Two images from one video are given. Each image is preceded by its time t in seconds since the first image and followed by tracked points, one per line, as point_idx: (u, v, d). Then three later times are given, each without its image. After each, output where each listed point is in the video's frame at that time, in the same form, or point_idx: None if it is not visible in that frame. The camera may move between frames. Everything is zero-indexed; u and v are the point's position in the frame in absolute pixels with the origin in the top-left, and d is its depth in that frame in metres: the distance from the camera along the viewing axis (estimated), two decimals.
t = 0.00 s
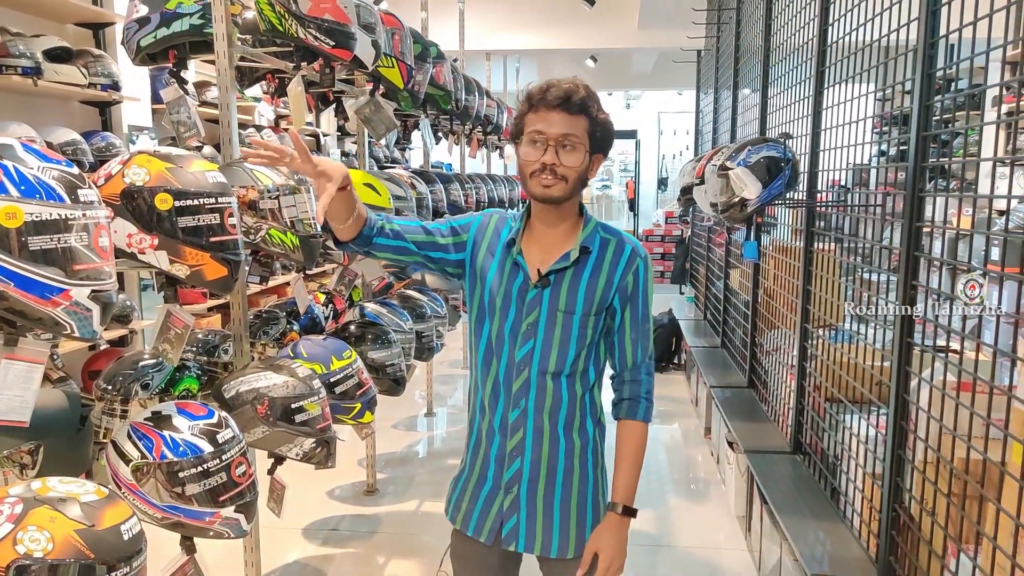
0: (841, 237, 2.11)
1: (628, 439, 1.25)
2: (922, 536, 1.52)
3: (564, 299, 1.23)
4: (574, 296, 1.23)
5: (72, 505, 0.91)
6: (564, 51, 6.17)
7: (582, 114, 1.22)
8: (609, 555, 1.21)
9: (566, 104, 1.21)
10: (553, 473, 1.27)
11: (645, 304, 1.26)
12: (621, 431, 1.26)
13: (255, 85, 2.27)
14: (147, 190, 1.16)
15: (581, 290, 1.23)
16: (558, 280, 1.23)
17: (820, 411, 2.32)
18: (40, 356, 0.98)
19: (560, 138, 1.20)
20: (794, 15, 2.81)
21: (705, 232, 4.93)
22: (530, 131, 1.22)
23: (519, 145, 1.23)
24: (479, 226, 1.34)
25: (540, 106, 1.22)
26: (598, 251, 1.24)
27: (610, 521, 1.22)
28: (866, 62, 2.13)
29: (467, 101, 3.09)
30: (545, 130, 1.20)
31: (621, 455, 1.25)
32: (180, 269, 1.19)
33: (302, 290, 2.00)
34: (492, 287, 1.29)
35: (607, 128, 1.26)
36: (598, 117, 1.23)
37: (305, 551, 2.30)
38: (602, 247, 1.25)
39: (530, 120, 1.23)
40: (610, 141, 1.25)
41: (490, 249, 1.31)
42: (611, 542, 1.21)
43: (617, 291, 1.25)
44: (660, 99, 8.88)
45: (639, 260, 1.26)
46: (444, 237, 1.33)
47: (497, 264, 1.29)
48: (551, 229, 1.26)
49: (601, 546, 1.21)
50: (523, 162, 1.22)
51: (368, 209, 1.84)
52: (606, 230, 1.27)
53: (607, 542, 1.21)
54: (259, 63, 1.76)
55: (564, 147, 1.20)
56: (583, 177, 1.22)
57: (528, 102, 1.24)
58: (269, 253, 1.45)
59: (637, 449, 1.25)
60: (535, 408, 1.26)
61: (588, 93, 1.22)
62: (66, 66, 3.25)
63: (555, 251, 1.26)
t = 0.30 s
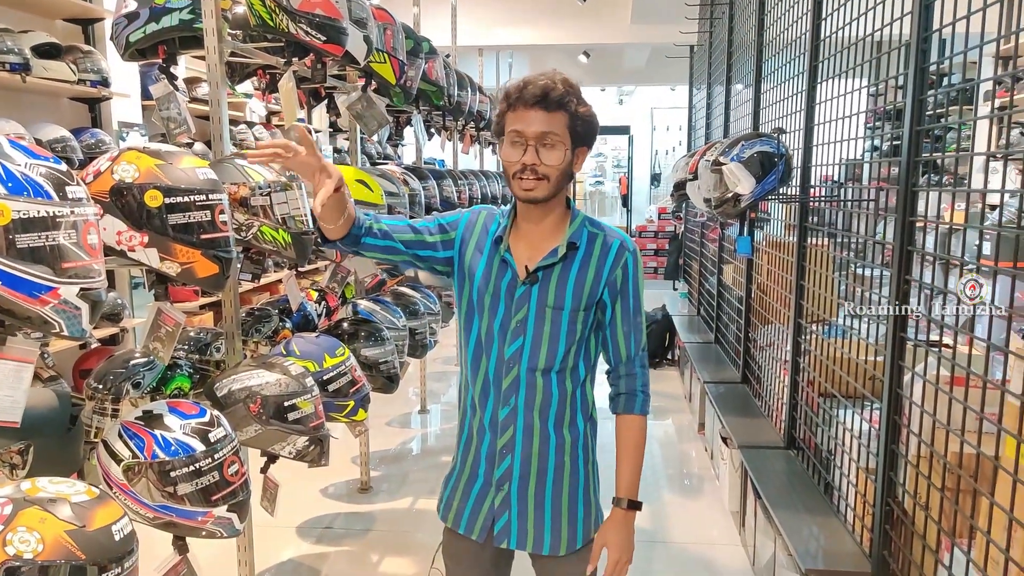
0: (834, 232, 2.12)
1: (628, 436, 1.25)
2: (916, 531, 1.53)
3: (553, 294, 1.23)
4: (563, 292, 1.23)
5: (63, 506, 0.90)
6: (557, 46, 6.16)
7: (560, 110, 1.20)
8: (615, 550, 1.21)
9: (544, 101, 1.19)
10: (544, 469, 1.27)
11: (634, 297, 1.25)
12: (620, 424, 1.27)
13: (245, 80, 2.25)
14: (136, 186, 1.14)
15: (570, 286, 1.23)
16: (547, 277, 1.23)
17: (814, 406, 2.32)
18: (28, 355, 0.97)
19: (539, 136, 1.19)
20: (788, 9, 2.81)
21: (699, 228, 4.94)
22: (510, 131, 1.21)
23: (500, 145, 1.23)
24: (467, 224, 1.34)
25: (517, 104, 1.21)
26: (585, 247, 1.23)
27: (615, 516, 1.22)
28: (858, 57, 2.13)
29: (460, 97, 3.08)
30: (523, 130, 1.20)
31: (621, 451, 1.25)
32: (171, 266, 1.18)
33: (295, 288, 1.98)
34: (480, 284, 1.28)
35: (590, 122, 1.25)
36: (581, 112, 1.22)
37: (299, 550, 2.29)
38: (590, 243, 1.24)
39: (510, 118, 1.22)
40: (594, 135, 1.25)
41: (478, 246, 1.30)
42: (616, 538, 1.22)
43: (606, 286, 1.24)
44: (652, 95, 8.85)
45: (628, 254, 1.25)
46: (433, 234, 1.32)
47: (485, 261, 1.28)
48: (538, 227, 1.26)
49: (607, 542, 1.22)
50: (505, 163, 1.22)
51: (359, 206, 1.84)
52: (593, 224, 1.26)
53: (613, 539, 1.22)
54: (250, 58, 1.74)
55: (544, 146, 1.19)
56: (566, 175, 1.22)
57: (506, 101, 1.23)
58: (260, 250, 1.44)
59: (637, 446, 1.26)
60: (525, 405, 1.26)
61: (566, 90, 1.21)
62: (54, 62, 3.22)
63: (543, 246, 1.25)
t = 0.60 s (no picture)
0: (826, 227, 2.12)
1: (621, 435, 1.26)
2: (908, 525, 1.53)
3: (545, 292, 1.23)
4: (555, 290, 1.22)
5: (51, 507, 0.89)
6: (548, 42, 6.14)
7: (550, 101, 1.20)
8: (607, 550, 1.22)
9: (534, 94, 1.19)
10: (535, 467, 1.26)
11: (629, 296, 1.24)
12: (614, 426, 1.26)
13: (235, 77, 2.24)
14: (125, 184, 1.13)
15: (563, 284, 1.22)
16: (540, 274, 1.23)
17: (807, 401, 2.33)
18: (15, 355, 0.96)
19: (535, 128, 1.18)
20: (779, 5, 2.81)
21: (691, 223, 4.94)
22: (503, 129, 1.20)
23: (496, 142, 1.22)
24: (464, 220, 1.33)
25: (508, 100, 1.21)
26: (580, 245, 1.23)
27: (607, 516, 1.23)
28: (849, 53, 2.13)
29: (451, 93, 3.07)
30: (515, 124, 1.19)
31: (614, 450, 1.26)
32: (161, 264, 1.17)
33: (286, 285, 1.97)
34: (475, 280, 1.28)
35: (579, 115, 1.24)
36: (572, 105, 1.22)
37: (292, 548, 2.28)
38: (586, 241, 1.23)
39: (499, 118, 1.21)
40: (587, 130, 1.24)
41: (474, 240, 1.30)
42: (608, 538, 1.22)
43: (600, 284, 1.23)
44: (644, 90, 8.91)
45: (623, 252, 1.24)
46: (429, 231, 1.32)
47: (480, 257, 1.28)
48: (535, 224, 1.26)
49: (598, 541, 1.23)
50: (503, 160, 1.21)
51: (351, 202, 1.83)
52: (589, 222, 1.26)
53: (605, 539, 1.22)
54: (239, 54, 1.73)
55: (541, 137, 1.18)
56: (565, 165, 1.21)
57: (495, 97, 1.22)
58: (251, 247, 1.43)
59: (630, 445, 1.26)
60: (516, 402, 1.26)
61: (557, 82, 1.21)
62: (42, 58, 3.19)
63: (537, 243, 1.25)
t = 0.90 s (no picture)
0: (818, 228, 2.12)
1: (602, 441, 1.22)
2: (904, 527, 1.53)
3: (542, 296, 1.22)
4: (552, 294, 1.22)
5: (42, 510, 0.88)
6: (542, 42, 6.14)
7: (557, 100, 1.20)
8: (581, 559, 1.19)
9: (541, 91, 1.19)
10: (531, 473, 1.26)
11: (623, 299, 1.24)
12: (598, 432, 1.24)
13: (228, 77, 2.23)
14: (117, 185, 1.12)
15: (559, 287, 1.22)
16: (537, 278, 1.22)
17: (800, 402, 2.33)
18: (6, 357, 0.95)
19: (538, 123, 1.18)
20: (772, 7, 2.82)
21: (684, 224, 4.95)
22: (508, 119, 1.20)
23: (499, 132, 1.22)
24: (463, 228, 1.34)
25: (518, 92, 1.21)
26: (577, 248, 1.23)
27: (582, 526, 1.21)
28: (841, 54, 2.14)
29: (445, 93, 3.06)
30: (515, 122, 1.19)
31: (598, 457, 1.23)
32: (152, 265, 1.16)
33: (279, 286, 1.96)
34: (474, 283, 1.29)
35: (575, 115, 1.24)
36: (573, 104, 1.21)
37: (285, 550, 2.27)
38: (582, 244, 1.23)
39: (508, 107, 1.21)
40: (584, 130, 1.24)
41: (476, 243, 1.31)
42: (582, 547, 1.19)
43: (596, 288, 1.23)
44: (637, 91, 8.86)
45: (619, 256, 1.24)
46: (433, 248, 1.33)
47: (480, 260, 1.29)
48: (534, 224, 1.25)
49: (573, 551, 1.20)
50: (502, 150, 1.20)
51: (343, 203, 1.82)
52: (587, 225, 1.26)
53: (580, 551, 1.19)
54: (232, 54, 1.72)
55: (543, 133, 1.18)
56: (562, 163, 1.21)
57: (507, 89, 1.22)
58: (245, 247, 1.43)
59: (614, 451, 1.23)
60: (512, 408, 1.25)
61: (563, 81, 1.21)
62: (34, 58, 3.16)
63: (536, 246, 1.24)
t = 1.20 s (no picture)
0: (821, 232, 2.14)
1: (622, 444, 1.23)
2: (915, 534, 1.54)
3: (550, 304, 1.23)
4: (559, 302, 1.23)
5: (59, 521, 0.90)
6: (541, 50, 6.18)
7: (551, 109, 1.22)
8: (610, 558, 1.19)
9: (534, 101, 1.22)
10: (541, 481, 1.27)
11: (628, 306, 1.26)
12: (612, 437, 1.24)
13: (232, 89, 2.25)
14: (129, 199, 1.14)
15: (566, 294, 1.23)
16: (543, 286, 1.23)
17: (806, 407, 2.35)
18: (22, 371, 0.96)
19: (539, 132, 1.20)
20: (770, 12, 2.84)
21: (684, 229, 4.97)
22: (507, 134, 1.21)
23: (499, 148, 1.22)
24: (461, 243, 1.29)
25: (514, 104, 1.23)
26: (580, 256, 1.24)
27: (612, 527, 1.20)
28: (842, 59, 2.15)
29: (446, 102, 3.09)
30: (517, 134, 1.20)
31: (614, 463, 1.23)
32: (164, 278, 1.18)
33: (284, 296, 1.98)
34: (475, 296, 1.28)
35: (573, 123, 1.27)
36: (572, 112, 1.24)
37: (292, 559, 2.28)
38: (586, 250, 1.24)
39: (501, 125, 1.23)
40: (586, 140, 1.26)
41: (473, 256, 1.28)
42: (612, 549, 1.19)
43: (601, 294, 1.25)
44: (634, 96, 8.91)
45: (622, 261, 1.25)
46: (453, 265, 1.28)
47: (478, 272, 1.27)
48: (536, 232, 1.25)
49: (603, 555, 1.20)
50: (512, 164, 1.20)
51: (347, 213, 1.84)
52: (587, 232, 1.27)
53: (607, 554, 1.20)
54: (237, 67, 1.74)
55: (546, 142, 1.20)
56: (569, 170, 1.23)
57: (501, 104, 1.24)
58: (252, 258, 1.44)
59: (630, 455, 1.23)
60: (522, 418, 1.27)
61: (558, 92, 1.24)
62: (42, 73, 3.19)
63: (539, 254, 1.25)
